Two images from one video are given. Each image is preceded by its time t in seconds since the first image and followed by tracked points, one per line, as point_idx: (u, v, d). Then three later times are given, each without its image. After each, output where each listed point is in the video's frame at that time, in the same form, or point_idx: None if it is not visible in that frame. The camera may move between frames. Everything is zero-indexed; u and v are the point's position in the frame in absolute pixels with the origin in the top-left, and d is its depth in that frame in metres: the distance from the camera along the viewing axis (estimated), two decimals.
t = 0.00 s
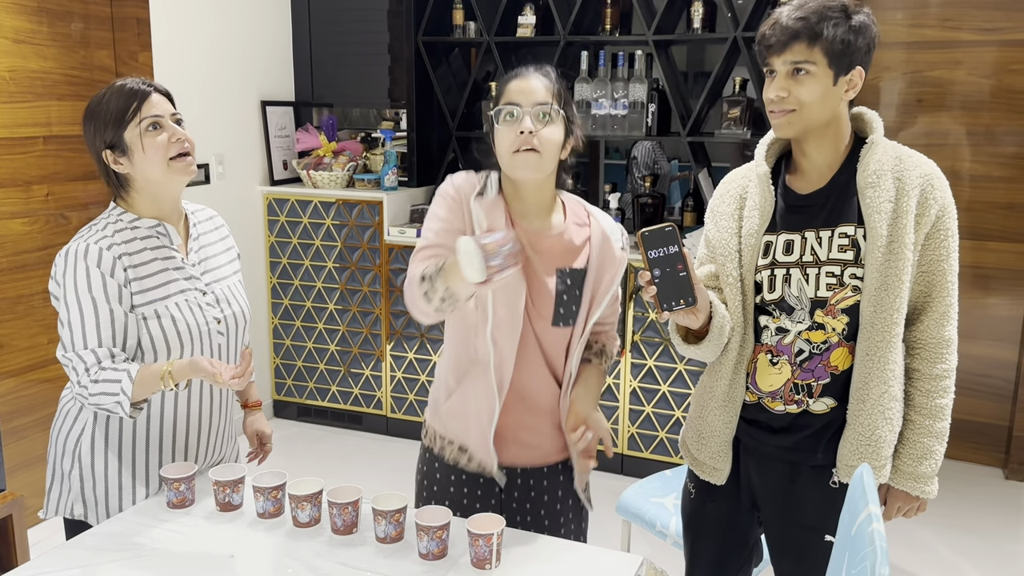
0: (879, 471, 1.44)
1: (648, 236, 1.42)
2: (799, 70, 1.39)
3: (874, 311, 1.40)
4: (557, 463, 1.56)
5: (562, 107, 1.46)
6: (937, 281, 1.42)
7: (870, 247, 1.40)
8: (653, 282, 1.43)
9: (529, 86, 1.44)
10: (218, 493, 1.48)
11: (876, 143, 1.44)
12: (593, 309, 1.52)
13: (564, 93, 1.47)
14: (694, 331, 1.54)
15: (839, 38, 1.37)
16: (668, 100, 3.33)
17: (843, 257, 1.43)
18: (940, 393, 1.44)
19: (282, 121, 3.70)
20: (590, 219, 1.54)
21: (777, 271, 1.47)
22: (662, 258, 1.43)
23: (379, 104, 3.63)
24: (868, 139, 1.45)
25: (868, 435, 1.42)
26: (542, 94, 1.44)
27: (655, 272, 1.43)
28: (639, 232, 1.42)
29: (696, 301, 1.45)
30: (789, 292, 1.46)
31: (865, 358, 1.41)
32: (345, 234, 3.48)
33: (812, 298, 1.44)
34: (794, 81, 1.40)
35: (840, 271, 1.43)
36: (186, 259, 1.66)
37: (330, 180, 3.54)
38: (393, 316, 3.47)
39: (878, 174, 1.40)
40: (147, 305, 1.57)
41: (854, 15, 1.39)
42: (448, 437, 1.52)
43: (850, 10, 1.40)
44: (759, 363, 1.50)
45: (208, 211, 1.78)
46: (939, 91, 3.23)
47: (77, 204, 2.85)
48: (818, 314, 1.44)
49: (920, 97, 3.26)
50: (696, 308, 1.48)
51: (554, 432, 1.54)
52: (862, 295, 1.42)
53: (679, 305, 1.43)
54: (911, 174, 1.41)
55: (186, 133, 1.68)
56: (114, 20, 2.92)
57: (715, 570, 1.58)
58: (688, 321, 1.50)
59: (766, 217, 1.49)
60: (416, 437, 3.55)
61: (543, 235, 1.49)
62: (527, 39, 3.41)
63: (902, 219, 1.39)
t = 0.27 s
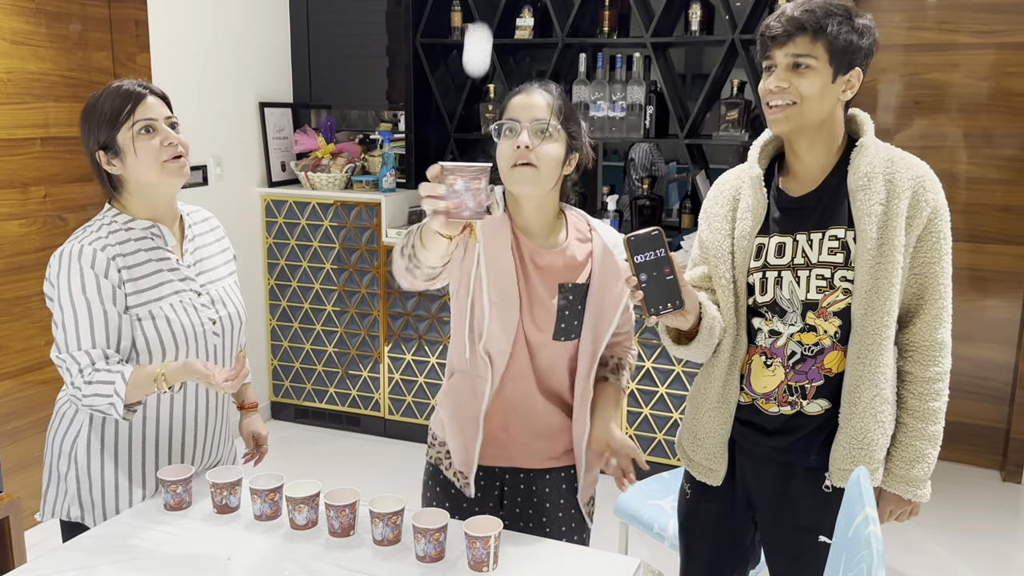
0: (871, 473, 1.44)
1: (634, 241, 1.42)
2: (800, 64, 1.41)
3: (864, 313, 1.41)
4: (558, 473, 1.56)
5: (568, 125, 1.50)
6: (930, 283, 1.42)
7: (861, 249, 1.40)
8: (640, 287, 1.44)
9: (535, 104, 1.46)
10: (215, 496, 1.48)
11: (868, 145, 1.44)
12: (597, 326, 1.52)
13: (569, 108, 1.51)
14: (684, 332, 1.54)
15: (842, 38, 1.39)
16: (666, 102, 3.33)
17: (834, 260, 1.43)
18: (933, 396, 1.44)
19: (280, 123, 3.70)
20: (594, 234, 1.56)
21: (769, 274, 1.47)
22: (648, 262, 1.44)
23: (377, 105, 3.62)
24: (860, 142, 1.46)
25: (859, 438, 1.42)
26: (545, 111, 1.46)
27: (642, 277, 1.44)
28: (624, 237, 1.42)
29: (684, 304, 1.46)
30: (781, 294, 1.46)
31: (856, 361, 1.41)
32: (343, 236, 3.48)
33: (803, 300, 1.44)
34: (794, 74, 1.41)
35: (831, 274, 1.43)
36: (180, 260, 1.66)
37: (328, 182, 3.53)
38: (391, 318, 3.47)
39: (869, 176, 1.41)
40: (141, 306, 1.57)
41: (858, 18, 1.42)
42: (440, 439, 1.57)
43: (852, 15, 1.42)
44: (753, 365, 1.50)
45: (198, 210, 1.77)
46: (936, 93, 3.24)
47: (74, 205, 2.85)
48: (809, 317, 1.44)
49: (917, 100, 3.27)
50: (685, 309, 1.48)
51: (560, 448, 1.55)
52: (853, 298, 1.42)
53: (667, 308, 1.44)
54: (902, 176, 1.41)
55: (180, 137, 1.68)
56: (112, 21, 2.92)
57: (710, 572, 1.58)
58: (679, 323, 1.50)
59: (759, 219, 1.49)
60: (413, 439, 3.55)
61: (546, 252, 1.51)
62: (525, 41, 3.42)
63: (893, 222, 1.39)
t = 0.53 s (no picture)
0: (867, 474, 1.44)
1: (633, 236, 1.43)
2: (779, 83, 1.39)
3: (858, 314, 1.40)
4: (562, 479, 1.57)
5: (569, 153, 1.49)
6: (922, 282, 1.42)
7: (853, 250, 1.40)
8: (635, 283, 1.44)
9: (535, 130, 1.46)
10: (213, 497, 1.47)
11: (857, 146, 1.44)
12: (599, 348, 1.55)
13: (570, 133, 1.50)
14: (678, 332, 1.55)
15: (817, 47, 1.37)
16: (664, 103, 3.33)
17: (828, 261, 1.43)
18: (926, 395, 1.43)
19: (279, 124, 3.69)
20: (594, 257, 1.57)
21: (762, 275, 1.47)
22: (647, 259, 1.44)
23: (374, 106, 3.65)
24: (849, 143, 1.45)
25: (854, 439, 1.42)
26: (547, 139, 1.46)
27: (638, 274, 1.44)
28: (623, 232, 1.43)
29: (679, 303, 1.46)
30: (775, 295, 1.46)
31: (850, 361, 1.41)
32: (341, 238, 3.48)
33: (797, 302, 1.44)
34: (774, 93, 1.40)
35: (824, 274, 1.43)
36: (176, 263, 1.66)
37: (327, 183, 3.53)
38: (389, 320, 3.47)
39: (859, 178, 1.40)
40: (135, 309, 1.57)
41: (831, 22, 1.40)
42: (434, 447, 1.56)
43: (828, 15, 1.40)
44: (748, 367, 1.49)
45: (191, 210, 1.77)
46: (935, 95, 3.24)
47: (73, 206, 2.85)
48: (804, 318, 1.44)
49: (916, 102, 3.27)
50: (681, 309, 1.48)
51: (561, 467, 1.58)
52: (847, 299, 1.41)
53: (661, 307, 1.44)
54: (893, 176, 1.40)
55: (182, 149, 1.67)
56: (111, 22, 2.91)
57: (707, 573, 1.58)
58: (673, 323, 1.50)
59: (752, 221, 1.48)
60: (412, 440, 3.55)
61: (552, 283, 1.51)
62: (524, 43, 3.42)
63: (884, 222, 1.39)
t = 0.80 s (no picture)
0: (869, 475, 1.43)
1: (626, 242, 1.44)
2: (765, 96, 1.39)
3: (859, 315, 1.39)
4: (563, 475, 1.58)
5: (562, 172, 1.45)
6: (923, 282, 1.41)
7: (854, 251, 1.40)
8: (630, 287, 1.44)
9: (523, 154, 1.42)
10: (212, 498, 1.47)
11: (857, 147, 1.43)
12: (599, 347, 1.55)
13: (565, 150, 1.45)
14: (676, 335, 1.54)
15: (796, 56, 1.36)
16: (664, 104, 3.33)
17: (828, 262, 1.42)
18: (928, 396, 1.43)
19: (279, 124, 3.69)
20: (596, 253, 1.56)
21: (762, 277, 1.47)
22: (640, 264, 1.44)
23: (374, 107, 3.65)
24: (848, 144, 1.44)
25: (856, 439, 1.41)
26: (537, 161, 1.42)
27: (631, 278, 1.44)
28: (617, 238, 1.43)
29: (674, 307, 1.46)
30: (775, 297, 1.45)
31: (851, 361, 1.41)
32: (341, 238, 3.48)
33: (797, 303, 1.44)
34: (761, 107, 1.40)
35: (826, 275, 1.42)
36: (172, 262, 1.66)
37: (326, 184, 3.52)
38: (389, 320, 3.47)
39: (859, 179, 1.40)
40: (135, 304, 1.56)
41: (811, 27, 1.38)
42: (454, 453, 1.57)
43: (807, 19, 1.38)
44: (748, 369, 1.49)
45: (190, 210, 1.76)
46: (935, 96, 3.24)
47: (72, 206, 2.84)
48: (804, 319, 1.43)
49: (916, 103, 3.27)
50: (676, 312, 1.48)
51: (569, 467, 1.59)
52: (847, 300, 1.41)
53: (656, 312, 1.44)
54: (892, 176, 1.40)
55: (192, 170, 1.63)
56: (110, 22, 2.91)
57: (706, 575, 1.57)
58: (669, 326, 1.49)
59: (750, 222, 1.48)
60: (411, 441, 3.55)
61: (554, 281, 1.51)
62: (524, 43, 3.42)
63: (885, 222, 1.38)
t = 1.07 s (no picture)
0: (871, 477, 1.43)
1: (629, 245, 1.43)
2: (758, 106, 1.38)
3: (861, 317, 1.39)
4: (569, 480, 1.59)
5: (547, 199, 1.43)
6: (924, 284, 1.41)
7: (855, 252, 1.39)
8: (632, 292, 1.43)
9: (504, 181, 1.42)
10: (212, 500, 1.47)
11: (857, 149, 1.43)
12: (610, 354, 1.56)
13: (551, 174, 1.43)
14: (678, 339, 1.54)
15: (786, 64, 1.35)
16: (665, 105, 3.33)
17: (830, 264, 1.42)
18: (928, 397, 1.43)
19: (280, 124, 3.68)
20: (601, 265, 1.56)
21: (763, 279, 1.46)
22: (642, 269, 1.43)
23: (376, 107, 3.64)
24: (849, 145, 1.44)
25: (857, 442, 1.41)
26: (519, 188, 1.41)
27: (635, 282, 1.43)
28: (620, 241, 1.42)
29: (676, 311, 1.45)
30: (775, 299, 1.45)
31: (852, 364, 1.40)
32: (341, 238, 3.47)
33: (798, 306, 1.43)
34: (756, 116, 1.39)
35: (827, 278, 1.42)
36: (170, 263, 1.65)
37: (327, 184, 3.52)
38: (389, 321, 3.46)
39: (860, 181, 1.39)
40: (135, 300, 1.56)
41: (802, 33, 1.36)
42: (451, 471, 1.59)
43: (799, 25, 1.37)
44: (749, 371, 1.48)
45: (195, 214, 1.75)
46: (935, 97, 3.24)
47: (72, 206, 2.84)
48: (805, 322, 1.43)
49: (917, 104, 3.26)
50: (678, 317, 1.47)
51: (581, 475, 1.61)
52: (849, 302, 1.41)
53: (657, 316, 1.43)
54: (892, 178, 1.39)
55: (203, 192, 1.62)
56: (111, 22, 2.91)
57: None
58: (671, 330, 1.49)
59: (750, 224, 1.47)
60: (411, 441, 3.55)
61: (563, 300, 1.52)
62: (525, 43, 3.42)
63: (886, 225, 1.38)
